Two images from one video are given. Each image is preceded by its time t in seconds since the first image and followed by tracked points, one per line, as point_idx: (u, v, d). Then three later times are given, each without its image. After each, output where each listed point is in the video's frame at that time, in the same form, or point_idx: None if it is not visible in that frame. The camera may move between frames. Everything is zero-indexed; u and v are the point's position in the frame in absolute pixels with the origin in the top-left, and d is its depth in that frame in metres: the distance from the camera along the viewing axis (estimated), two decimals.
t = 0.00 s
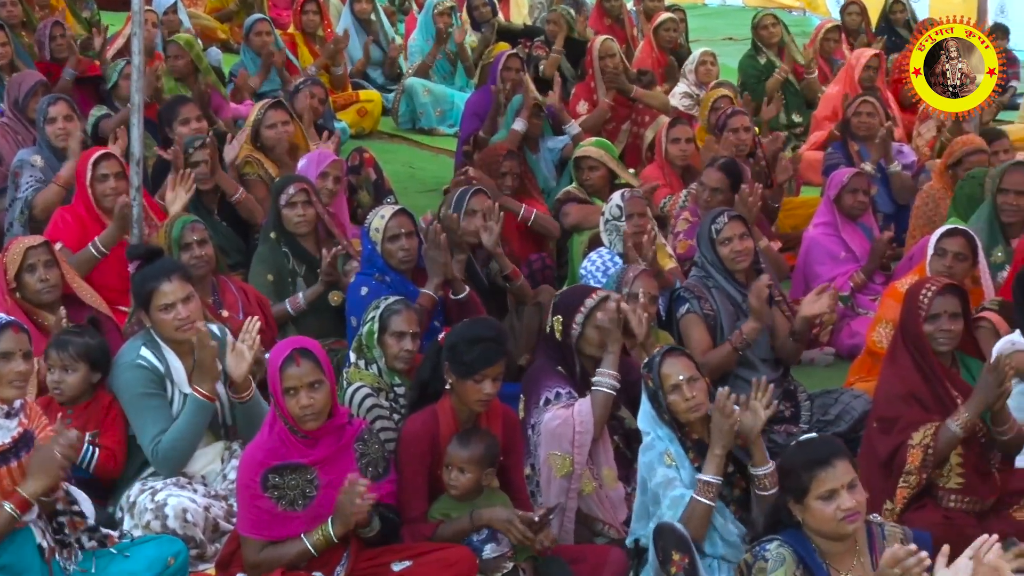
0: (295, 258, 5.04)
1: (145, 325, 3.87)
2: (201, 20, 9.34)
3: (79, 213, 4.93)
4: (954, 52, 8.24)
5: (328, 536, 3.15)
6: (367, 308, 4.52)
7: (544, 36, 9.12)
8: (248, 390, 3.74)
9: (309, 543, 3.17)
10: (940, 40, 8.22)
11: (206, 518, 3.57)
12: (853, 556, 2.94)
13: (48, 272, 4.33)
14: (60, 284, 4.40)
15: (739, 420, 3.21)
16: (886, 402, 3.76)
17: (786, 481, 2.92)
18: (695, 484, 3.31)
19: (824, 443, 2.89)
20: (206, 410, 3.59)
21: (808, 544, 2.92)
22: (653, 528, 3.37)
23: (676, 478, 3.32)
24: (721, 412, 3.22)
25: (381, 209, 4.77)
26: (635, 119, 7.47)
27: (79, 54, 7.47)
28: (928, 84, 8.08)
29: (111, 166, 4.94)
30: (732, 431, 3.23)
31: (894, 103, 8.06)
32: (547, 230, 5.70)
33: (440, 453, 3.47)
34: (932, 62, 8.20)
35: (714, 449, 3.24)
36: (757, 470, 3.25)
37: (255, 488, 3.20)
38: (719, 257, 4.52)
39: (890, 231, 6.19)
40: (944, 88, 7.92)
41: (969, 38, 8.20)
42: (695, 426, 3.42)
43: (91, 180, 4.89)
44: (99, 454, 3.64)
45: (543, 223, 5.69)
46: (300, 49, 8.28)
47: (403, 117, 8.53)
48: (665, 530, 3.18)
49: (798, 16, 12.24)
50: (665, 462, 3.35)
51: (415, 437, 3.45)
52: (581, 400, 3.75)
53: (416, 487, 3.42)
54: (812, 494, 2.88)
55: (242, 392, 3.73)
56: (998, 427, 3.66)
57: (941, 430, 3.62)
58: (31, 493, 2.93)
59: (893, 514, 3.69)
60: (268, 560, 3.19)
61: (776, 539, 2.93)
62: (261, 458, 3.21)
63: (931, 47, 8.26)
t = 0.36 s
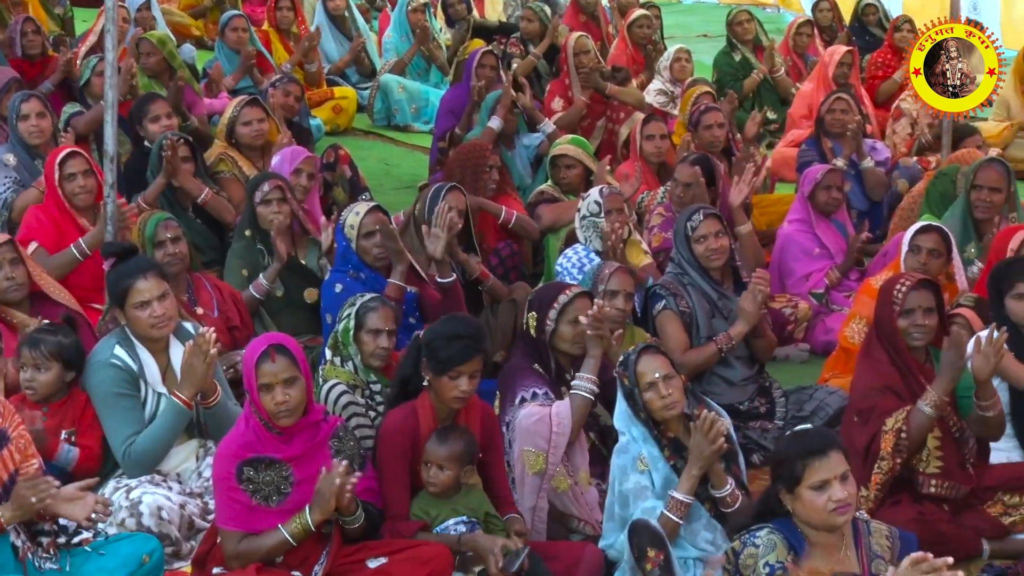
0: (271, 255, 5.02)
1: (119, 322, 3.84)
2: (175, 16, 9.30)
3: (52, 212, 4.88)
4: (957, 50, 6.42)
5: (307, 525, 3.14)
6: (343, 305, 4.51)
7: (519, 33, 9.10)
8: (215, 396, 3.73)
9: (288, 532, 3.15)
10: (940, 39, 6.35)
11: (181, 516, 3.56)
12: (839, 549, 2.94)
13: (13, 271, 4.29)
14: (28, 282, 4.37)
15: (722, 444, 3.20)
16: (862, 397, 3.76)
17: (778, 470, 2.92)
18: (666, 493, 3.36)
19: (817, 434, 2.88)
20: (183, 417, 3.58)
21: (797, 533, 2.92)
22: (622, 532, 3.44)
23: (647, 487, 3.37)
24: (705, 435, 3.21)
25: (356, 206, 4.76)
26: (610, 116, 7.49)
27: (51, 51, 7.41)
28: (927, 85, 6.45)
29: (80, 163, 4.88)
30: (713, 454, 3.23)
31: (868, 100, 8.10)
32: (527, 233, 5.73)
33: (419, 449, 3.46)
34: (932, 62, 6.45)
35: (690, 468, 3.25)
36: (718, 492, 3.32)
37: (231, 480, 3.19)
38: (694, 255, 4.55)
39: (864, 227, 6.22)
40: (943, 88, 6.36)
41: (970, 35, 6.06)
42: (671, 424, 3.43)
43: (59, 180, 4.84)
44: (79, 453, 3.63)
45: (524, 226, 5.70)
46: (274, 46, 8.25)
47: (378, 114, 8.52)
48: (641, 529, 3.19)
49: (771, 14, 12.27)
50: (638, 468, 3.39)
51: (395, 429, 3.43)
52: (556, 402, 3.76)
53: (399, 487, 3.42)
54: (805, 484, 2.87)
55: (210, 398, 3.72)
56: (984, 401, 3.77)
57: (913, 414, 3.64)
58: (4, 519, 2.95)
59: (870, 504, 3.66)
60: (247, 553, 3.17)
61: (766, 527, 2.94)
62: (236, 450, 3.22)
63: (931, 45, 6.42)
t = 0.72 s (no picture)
0: (250, 252, 5.02)
1: (100, 318, 3.83)
2: (153, 13, 9.28)
3: (31, 209, 4.85)
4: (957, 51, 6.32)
5: (297, 518, 3.12)
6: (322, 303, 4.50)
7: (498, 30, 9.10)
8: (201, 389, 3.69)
9: (279, 526, 3.14)
10: (940, 40, 6.21)
11: (161, 513, 3.55)
12: (827, 545, 2.97)
13: None
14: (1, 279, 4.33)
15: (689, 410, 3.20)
16: (840, 394, 3.80)
17: (773, 461, 2.93)
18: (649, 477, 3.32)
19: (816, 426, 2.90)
20: (155, 410, 3.57)
21: (785, 526, 2.94)
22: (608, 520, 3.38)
23: (630, 471, 3.32)
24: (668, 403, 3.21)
25: (337, 202, 4.74)
26: (589, 113, 7.51)
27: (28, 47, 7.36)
28: (927, 84, 6.38)
29: (60, 160, 4.85)
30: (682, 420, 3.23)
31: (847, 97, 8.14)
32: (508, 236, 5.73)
33: (413, 444, 3.46)
34: (932, 62, 6.36)
35: (666, 438, 3.25)
36: (714, 460, 3.27)
37: (215, 482, 3.18)
38: (673, 251, 4.56)
39: (843, 224, 6.26)
40: (942, 89, 6.32)
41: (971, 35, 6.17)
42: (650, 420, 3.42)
43: (39, 177, 4.81)
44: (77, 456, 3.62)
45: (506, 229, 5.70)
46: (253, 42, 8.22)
47: (357, 111, 8.50)
48: (619, 526, 3.18)
49: (750, 11, 12.31)
50: (620, 456, 3.35)
51: (387, 424, 3.43)
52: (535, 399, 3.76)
53: (393, 486, 3.39)
54: (800, 476, 2.89)
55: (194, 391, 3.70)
56: (951, 424, 3.68)
57: (893, 424, 3.65)
58: None
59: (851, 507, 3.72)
60: (239, 553, 3.16)
61: (756, 520, 2.94)
62: (218, 450, 3.20)
63: (930, 46, 6.29)
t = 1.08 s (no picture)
0: (232, 251, 5.00)
1: (81, 319, 3.81)
2: (134, 12, 9.26)
3: (14, 210, 4.83)
4: (956, 51, 6.61)
5: (278, 521, 3.16)
6: (305, 302, 4.49)
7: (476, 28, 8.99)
8: (175, 395, 3.71)
9: (260, 530, 3.17)
10: (940, 41, 6.48)
11: (142, 513, 3.54)
12: (807, 545, 2.97)
13: None
14: None
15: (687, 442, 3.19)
16: (824, 389, 3.82)
17: (758, 458, 2.94)
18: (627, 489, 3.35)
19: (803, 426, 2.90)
20: (142, 415, 3.57)
21: (765, 527, 2.95)
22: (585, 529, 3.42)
23: (608, 483, 3.36)
24: (668, 431, 3.18)
25: (319, 202, 4.74)
26: (570, 112, 7.53)
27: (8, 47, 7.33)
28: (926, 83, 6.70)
29: (41, 160, 4.83)
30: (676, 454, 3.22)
31: (828, 97, 8.17)
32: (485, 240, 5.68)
33: (403, 438, 3.43)
34: (932, 63, 6.61)
35: (655, 466, 3.23)
36: (680, 488, 3.32)
37: (195, 485, 3.17)
38: (656, 251, 4.58)
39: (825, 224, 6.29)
40: (944, 88, 6.74)
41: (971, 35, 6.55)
42: (630, 419, 3.39)
43: (21, 176, 4.79)
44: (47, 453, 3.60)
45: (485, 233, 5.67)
46: (234, 41, 8.20)
47: (340, 110, 8.51)
48: (600, 524, 3.18)
49: (732, 11, 12.35)
50: (599, 463, 3.38)
51: (380, 416, 3.39)
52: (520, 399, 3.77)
53: (368, 476, 3.37)
54: (784, 475, 2.90)
55: (170, 397, 3.71)
56: (942, 398, 3.80)
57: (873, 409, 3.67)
58: None
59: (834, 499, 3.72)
60: (222, 555, 3.17)
61: (735, 521, 2.95)
62: (197, 453, 3.19)
63: (931, 46, 6.55)
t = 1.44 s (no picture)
0: (209, 251, 4.99)
1: (58, 318, 3.80)
2: (110, 12, 9.22)
3: None
4: (956, 51, 7.59)
5: (259, 524, 3.17)
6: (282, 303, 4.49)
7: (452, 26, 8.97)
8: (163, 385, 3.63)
9: (240, 532, 3.18)
10: (940, 40, 7.52)
11: (119, 514, 3.53)
12: (782, 543, 2.99)
13: None
14: None
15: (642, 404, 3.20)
16: (803, 390, 3.83)
17: (736, 454, 2.96)
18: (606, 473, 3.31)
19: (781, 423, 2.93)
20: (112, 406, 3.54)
21: (740, 526, 2.96)
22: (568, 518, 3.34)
23: (588, 467, 3.30)
24: (629, 400, 3.21)
25: (295, 203, 4.74)
26: (548, 112, 7.55)
27: None
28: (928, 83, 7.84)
29: (15, 160, 4.80)
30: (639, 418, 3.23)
31: (805, 97, 8.22)
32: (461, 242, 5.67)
33: (364, 431, 3.51)
34: (932, 63, 7.67)
35: (625, 436, 3.25)
36: (668, 457, 3.30)
37: (173, 487, 3.17)
38: (633, 250, 4.59)
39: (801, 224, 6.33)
40: (945, 88, 7.78)
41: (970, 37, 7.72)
42: (605, 416, 3.41)
43: None
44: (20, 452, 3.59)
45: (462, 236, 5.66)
46: (211, 41, 8.18)
47: (317, 110, 8.50)
48: (580, 525, 3.20)
49: (710, 10, 12.40)
50: (579, 451, 3.34)
51: (339, 411, 3.49)
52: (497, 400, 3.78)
53: (326, 458, 3.48)
54: (761, 471, 2.92)
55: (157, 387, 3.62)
56: (908, 425, 3.75)
57: (852, 425, 3.70)
58: None
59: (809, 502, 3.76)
60: (202, 557, 3.17)
61: (710, 521, 2.97)
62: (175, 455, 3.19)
63: (931, 47, 7.59)
